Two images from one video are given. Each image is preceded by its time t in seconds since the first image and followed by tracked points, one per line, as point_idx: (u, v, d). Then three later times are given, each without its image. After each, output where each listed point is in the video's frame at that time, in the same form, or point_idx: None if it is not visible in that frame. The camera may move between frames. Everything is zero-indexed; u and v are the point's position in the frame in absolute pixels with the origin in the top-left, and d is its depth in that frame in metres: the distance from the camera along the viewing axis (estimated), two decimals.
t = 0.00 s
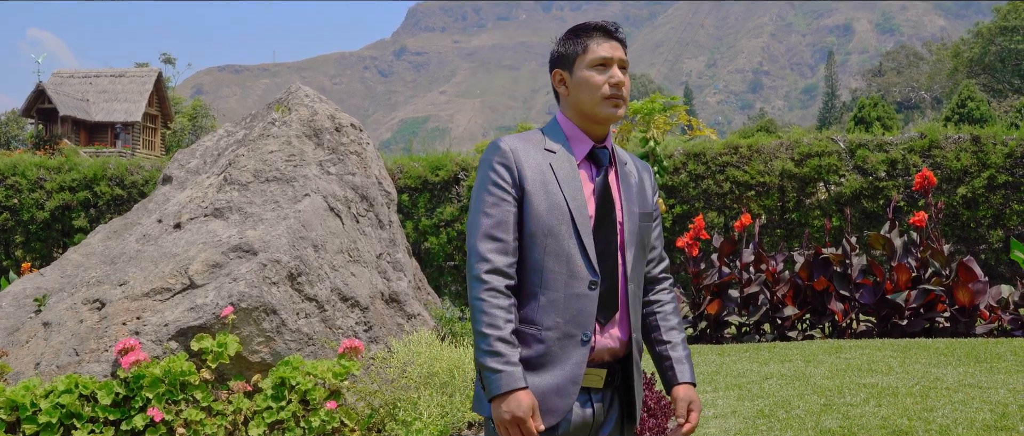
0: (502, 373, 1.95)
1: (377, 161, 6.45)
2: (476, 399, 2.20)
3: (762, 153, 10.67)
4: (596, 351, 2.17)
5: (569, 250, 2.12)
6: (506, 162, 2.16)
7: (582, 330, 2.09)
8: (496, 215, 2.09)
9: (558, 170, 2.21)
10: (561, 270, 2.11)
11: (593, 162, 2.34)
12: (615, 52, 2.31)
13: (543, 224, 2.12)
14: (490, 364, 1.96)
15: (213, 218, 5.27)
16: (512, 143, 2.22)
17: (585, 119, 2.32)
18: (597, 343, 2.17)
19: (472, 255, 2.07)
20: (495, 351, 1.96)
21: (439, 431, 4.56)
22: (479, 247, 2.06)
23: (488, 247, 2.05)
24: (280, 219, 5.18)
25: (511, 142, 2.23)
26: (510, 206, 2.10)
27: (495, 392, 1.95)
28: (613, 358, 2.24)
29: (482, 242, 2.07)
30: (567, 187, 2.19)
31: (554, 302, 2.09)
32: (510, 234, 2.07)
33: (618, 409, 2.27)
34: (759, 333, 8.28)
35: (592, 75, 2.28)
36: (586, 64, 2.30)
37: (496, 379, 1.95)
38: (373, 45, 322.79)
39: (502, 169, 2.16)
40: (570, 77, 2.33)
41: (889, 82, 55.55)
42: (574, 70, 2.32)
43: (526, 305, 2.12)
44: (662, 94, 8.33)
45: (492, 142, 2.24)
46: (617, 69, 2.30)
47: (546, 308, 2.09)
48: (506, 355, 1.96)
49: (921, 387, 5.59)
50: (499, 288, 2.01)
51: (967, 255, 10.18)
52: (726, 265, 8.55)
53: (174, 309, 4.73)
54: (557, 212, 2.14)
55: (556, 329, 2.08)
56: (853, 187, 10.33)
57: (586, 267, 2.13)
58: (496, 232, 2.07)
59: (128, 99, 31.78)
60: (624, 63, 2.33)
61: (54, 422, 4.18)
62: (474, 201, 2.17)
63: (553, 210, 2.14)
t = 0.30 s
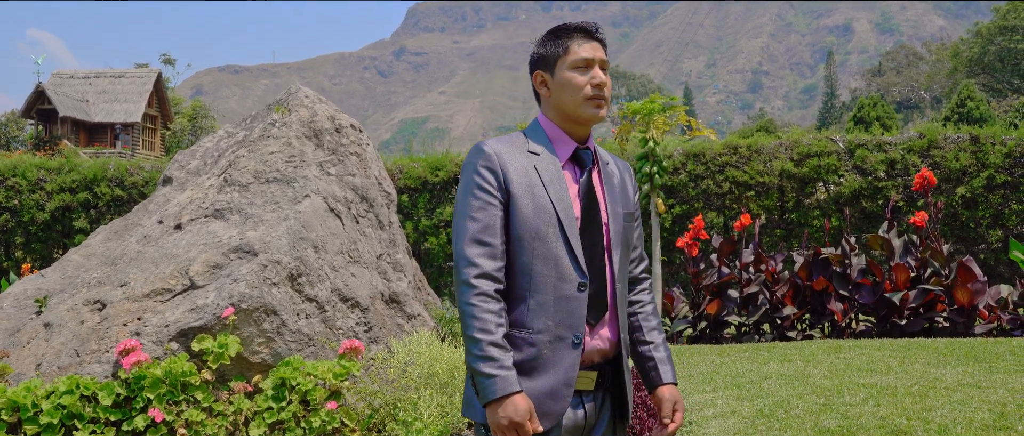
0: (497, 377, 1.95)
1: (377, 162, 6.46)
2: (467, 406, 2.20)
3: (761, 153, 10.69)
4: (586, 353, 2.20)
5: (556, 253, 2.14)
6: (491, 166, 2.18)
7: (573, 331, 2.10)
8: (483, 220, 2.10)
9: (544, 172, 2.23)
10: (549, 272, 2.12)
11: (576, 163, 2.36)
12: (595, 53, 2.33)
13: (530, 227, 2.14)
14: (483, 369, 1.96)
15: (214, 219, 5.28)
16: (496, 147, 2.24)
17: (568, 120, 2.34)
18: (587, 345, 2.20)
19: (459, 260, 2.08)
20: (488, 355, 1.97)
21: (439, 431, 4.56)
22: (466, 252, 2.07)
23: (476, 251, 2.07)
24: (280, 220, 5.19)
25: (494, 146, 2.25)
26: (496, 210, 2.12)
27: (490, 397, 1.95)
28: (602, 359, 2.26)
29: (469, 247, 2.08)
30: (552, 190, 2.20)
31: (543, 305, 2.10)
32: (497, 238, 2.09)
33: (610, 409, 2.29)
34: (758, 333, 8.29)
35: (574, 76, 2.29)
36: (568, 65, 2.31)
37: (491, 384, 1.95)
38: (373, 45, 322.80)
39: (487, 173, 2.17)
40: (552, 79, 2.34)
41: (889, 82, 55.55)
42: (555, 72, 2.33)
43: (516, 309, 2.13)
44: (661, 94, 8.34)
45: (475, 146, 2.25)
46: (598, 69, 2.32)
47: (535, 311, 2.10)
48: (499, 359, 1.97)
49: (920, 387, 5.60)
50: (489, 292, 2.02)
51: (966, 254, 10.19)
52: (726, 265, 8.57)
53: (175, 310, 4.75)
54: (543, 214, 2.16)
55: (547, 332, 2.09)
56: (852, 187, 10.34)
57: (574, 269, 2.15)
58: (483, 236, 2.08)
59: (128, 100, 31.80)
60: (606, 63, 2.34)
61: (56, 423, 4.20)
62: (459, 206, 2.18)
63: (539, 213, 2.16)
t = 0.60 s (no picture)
0: (476, 388, 1.95)
1: (373, 162, 6.45)
2: (443, 413, 2.21)
3: (758, 153, 10.69)
4: (563, 354, 2.24)
5: (529, 256, 2.16)
6: (457, 171, 2.17)
7: (550, 335, 2.13)
8: (453, 227, 2.09)
9: (512, 175, 2.24)
10: (523, 276, 2.14)
11: (542, 163, 2.38)
12: (555, 49, 2.34)
13: (501, 232, 2.15)
14: (462, 380, 1.97)
15: (210, 220, 5.29)
16: (461, 150, 2.23)
17: (532, 120, 2.35)
18: (563, 347, 2.24)
19: (430, 269, 2.07)
20: (467, 366, 1.97)
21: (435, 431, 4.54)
22: (437, 260, 2.06)
23: (447, 259, 2.06)
24: (276, 221, 5.20)
25: (459, 149, 2.24)
26: (465, 216, 2.11)
27: (471, 407, 1.96)
28: (578, 359, 2.30)
29: (440, 255, 2.07)
30: (521, 192, 2.22)
31: (519, 310, 2.12)
32: (468, 244, 2.09)
33: (588, 407, 2.34)
34: (755, 332, 8.29)
35: (538, 76, 2.30)
36: (530, 64, 2.31)
37: (471, 394, 1.96)
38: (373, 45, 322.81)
39: (453, 177, 2.16)
40: (513, 79, 2.34)
41: (888, 81, 55.54)
42: (516, 72, 2.33)
43: (491, 314, 2.14)
44: (658, 94, 8.34)
45: (439, 150, 2.23)
46: (559, 66, 2.34)
47: (510, 317, 2.12)
48: (478, 369, 1.97)
49: (917, 385, 5.60)
50: (464, 301, 2.02)
51: (963, 253, 10.21)
52: (723, 265, 8.57)
53: (171, 311, 4.76)
54: (513, 218, 2.17)
55: (524, 337, 2.11)
56: (849, 186, 10.34)
57: (546, 271, 2.17)
58: (454, 244, 2.08)
59: (126, 101, 31.80)
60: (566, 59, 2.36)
61: (52, 424, 4.20)
62: (425, 213, 2.16)
63: (509, 217, 2.17)
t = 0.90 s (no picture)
0: (461, 407, 1.99)
1: (370, 161, 6.43)
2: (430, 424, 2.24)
3: (755, 152, 10.70)
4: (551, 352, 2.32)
5: (508, 263, 2.17)
6: (428, 183, 2.17)
7: (536, 340, 2.16)
8: (428, 241, 2.10)
9: (484, 181, 2.25)
10: (504, 284, 2.16)
11: (509, 162, 2.39)
12: (515, 47, 2.33)
13: (478, 240, 2.16)
14: (446, 400, 2.00)
15: (206, 219, 5.28)
16: (429, 160, 2.23)
17: (497, 121, 2.36)
18: (553, 346, 2.32)
19: (407, 286, 2.07)
20: (450, 386, 2.00)
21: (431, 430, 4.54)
22: (415, 277, 2.06)
23: (426, 275, 2.06)
24: (272, 220, 5.19)
25: (427, 159, 2.24)
26: (440, 228, 2.12)
27: (457, 427, 2.00)
28: (560, 356, 2.37)
29: (417, 271, 2.07)
30: (495, 198, 2.23)
31: (503, 319, 2.14)
32: (444, 256, 2.10)
33: (570, 401, 2.43)
34: (752, 331, 8.30)
35: (503, 76, 2.30)
36: (493, 66, 2.30)
37: (456, 415, 2.00)
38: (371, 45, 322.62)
39: (424, 190, 2.16)
40: (477, 81, 2.32)
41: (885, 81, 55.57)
42: (480, 73, 2.31)
43: (474, 325, 2.15)
44: (654, 93, 8.32)
45: (406, 161, 2.23)
46: (521, 64, 2.33)
47: (494, 327, 2.13)
48: (461, 388, 2.00)
49: (913, 384, 5.61)
50: (445, 318, 2.03)
51: (959, 252, 10.23)
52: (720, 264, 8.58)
53: (168, 310, 4.75)
54: (489, 225, 2.18)
55: (511, 344, 2.13)
56: (846, 185, 10.35)
57: (526, 276, 2.19)
58: (430, 258, 2.08)
59: (122, 100, 31.74)
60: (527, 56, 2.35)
61: (48, 423, 4.20)
62: (398, 227, 2.16)
63: (484, 224, 2.18)
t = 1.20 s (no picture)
0: (466, 415, 2.01)
1: (369, 162, 6.43)
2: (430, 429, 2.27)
3: (753, 153, 10.71)
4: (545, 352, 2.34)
5: (503, 268, 2.18)
6: (421, 189, 2.16)
7: (532, 343, 2.18)
8: (423, 249, 2.10)
9: (476, 185, 2.25)
10: (500, 289, 2.17)
11: (499, 164, 2.40)
12: (507, 51, 2.32)
13: (473, 246, 2.16)
14: (451, 409, 2.02)
15: (205, 219, 5.28)
16: (420, 167, 2.22)
17: (487, 125, 2.37)
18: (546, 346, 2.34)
19: (404, 296, 2.07)
20: (455, 394, 2.01)
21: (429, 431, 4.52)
22: (412, 287, 2.07)
23: (423, 284, 2.07)
24: (271, 221, 5.19)
25: (417, 165, 2.23)
26: (435, 236, 2.12)
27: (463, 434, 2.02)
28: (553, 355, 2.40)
29: (413, 280, 2.07)
30: (488, 202, 2.23)
31: (500, 324, 2.15)
32: (440, 264, 2.11)
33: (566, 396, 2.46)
34: (750, 332, 8.32)
35: (495, 81, 2.29)
36: (486, 70, 2.29)
37: (462, 422, 2.02)
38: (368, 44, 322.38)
39: (417, 197, 2.16)
40: (469, 84, 2.31)
41: (882, 81, 55.64)
42: (473, 76, 2.30)
43: (471, 330, 2.17)
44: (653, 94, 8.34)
45: (398, 169, 2.21)
46: (512, 68, 2.34)
47: (491, 332, 2.15)
48: (465, 396, 2.02)
49: (911, 385, 5.62)
50: (445, 326, 2.05)
51: (957, 253, 10.25)
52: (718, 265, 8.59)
53: (166, 310, 4.75)
54: (483, 230, 2.19)
55: (509, 349, 2.15)
56: (844, 186, 10.36)
57: (520, 281, 2.20)
58: (426, 266, 2.09)
59: (120, 100, 31.69)
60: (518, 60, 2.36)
61: (46, 423, 4.20)
62: (392, 236, 2.15)
63: (479, 229, 2.18)
